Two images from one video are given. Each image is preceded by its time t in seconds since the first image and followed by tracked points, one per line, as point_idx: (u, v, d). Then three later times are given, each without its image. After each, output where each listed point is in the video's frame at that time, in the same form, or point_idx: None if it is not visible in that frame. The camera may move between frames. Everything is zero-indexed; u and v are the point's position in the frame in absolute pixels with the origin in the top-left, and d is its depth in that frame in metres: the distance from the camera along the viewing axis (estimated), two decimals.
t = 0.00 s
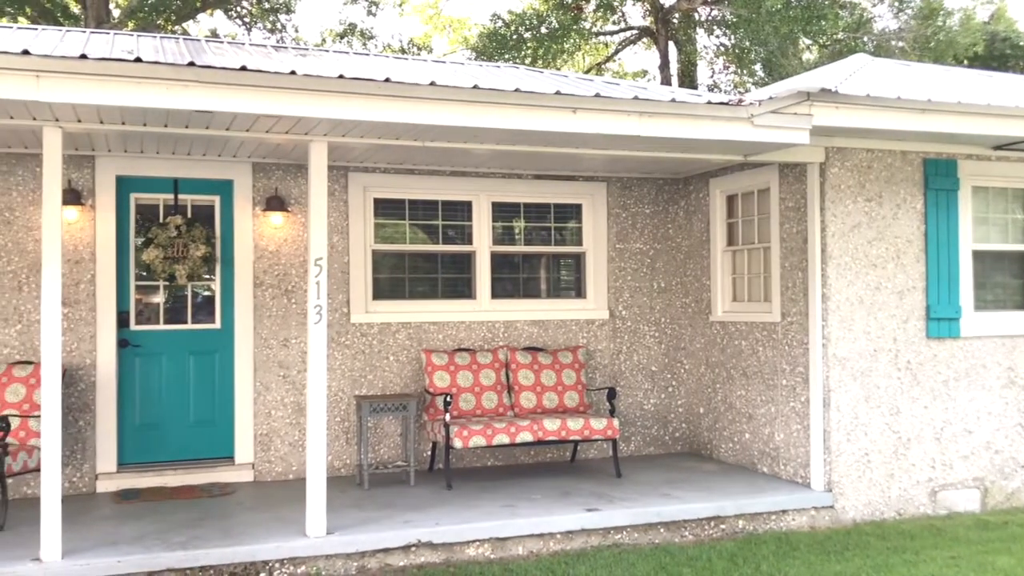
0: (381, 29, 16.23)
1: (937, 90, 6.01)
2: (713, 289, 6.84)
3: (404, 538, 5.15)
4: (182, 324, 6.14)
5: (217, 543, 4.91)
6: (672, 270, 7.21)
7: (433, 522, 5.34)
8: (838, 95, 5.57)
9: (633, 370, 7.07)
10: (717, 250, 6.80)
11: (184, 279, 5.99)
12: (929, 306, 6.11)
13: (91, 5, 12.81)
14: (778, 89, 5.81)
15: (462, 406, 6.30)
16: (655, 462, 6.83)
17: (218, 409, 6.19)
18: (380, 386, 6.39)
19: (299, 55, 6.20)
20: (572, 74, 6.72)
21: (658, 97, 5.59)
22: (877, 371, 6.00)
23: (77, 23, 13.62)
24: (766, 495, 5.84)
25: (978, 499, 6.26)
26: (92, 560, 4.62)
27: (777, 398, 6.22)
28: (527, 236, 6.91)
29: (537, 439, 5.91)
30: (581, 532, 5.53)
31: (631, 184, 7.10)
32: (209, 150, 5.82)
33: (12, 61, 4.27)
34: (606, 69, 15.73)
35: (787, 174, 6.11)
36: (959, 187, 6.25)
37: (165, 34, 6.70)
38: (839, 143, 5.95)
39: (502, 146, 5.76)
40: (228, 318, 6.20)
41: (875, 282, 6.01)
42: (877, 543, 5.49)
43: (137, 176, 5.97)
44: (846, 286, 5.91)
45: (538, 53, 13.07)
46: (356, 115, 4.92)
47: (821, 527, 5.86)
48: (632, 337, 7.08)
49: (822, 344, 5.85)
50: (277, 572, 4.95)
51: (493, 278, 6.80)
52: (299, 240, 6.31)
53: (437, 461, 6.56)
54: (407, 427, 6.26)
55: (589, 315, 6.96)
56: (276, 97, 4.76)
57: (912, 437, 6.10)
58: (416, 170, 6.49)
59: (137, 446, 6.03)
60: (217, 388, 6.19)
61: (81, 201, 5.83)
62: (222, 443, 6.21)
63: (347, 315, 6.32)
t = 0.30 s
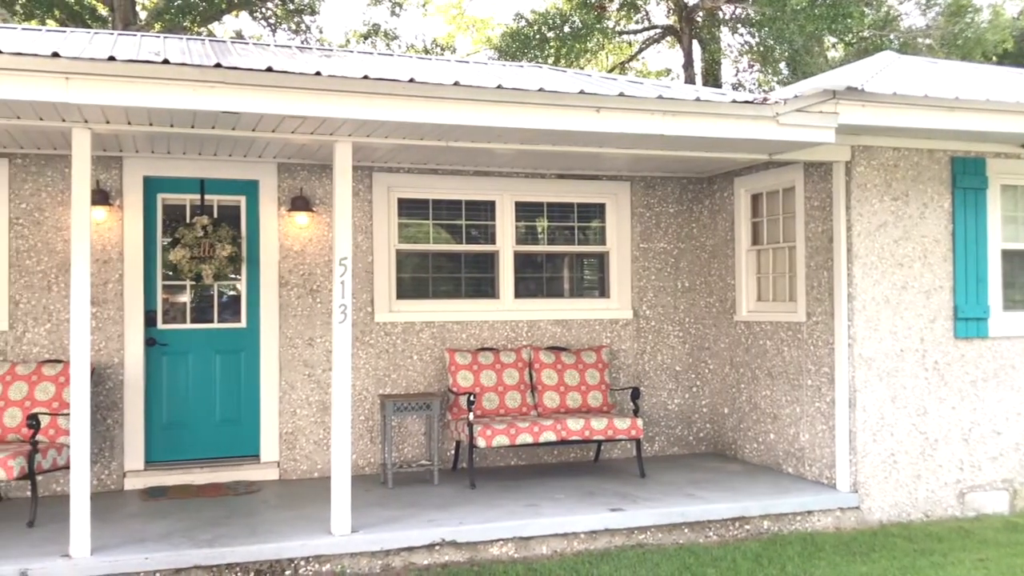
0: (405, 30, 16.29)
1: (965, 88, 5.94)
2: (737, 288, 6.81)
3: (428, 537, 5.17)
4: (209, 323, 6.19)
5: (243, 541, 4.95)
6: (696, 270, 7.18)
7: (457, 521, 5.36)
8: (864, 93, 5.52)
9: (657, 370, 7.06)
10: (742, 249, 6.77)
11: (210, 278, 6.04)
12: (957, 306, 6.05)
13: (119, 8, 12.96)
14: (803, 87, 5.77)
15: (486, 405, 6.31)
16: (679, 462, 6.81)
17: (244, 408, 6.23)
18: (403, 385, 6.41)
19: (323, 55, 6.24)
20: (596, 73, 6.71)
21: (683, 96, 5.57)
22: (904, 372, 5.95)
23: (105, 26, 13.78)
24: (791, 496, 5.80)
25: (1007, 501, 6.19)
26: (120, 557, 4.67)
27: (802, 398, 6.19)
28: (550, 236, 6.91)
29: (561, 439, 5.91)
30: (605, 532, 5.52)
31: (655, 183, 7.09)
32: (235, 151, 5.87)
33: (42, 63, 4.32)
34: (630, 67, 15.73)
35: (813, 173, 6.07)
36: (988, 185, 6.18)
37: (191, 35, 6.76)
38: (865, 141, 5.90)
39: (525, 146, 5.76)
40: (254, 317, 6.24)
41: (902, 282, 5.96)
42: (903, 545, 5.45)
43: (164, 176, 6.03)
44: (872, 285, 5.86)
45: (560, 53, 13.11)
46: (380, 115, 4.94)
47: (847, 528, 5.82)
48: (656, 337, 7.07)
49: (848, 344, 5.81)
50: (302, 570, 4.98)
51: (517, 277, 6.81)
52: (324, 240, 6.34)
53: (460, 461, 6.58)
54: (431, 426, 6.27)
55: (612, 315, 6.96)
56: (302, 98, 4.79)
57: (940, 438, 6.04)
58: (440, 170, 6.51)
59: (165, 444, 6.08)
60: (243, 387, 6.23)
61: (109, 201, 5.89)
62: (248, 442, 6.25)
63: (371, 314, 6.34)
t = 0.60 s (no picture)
0: (427, 30, 16.33)
1: (992, 85, 5.88)
2: (761, 288, 6.77)
3: (451, 535, 5.18)
4: (233, 322, 6.23)
5: (267, 539, 4.98)
6: (720, 269, 7.15)
7: (480, 520, 5.36)
8: (889, 91, 5.48)
9: (680, 370, 7.04)
10: (766, 248, 6.73)
11: (235, 277, 6.09)
12: (984, 306, 5.99)
13: (144, 9, 13.09)
14: (827, 85, 5.73)
15: (508, 404, 6.32)
16: (702, 462, 6.79)
17: (268, 407, 6.27)
18: (426, 384, 6.43)
19: (346, 55, 6.26)
20: (618, 72, 6.69)
21: (706, 94, 5.55)
22: (930, 372, 5.90)
23: (130, 28, 13.91)
24: (815, 497, 5.77)
25: None
26: (146, 554, 4.71)
27: (826, 398, 6.15)
28: (572, 235, 6.91)
29: (583, 438, 5.91)
30: (628, 532, 5.51)
31: (678, 182, 7.06)
32: (260, 151, 5.91)
33: (69, 65, 4.37)
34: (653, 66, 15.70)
35: (838, 172, 6.03)
36: (1016, 184, 6.11)
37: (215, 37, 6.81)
38: (890, 140, 5.85)
39: (548, 145, 5.76)
40: (278, 316, 6.28)
41: (928, 281, 5.91)
42: (930, 547, 5.40)
43: (190, 177, 6.08)
44: (898, 285, 5.82)
45: (582, 52, 13.02)
46: (403, 115, 4.95)
47: (872, 530, 5.77)
48: (679, 336, 7.05)
49: (873, 344, 5.77)
50: (326, 567, 5.01)
51: (539, 277, 6.81)
52: (347, 240, 6.38)
53: (483, 460, 6.59)
54: (453, 425, 6.29)
55: (635, 315, 6.95)
56: (326, 98, 4.81)
57: (967, 439, 5.99)
58: (462, 169, 6.52)
59: (190, 442, 6.13)
60: (268, 385, 6.27)
61: (135, 201, 5.94)
62: (272, 440, 6.29)
63: (394, 313, 6.37)
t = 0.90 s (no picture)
0: (448, 29, 16.35)
1: (1019, 82, 5.83)
2: (783, 287, 6.73)
3: (472, 534, 5.19)
4: (256, 321, 6.27)
5: (289, 536, 5.01)
6: (742, 268, 7.12)
7: (501, 519, 5.37)
8: (913, 88, 5.44)
9: (702, 369, 7.02)
10: (789, 247, 6.69)
11: (257, 276, 6.13)
12: (1010, 305, 5.94)
13: (168, 10, 13.21)
14: (850, 84, 5.70)
15: (529, 403, 6.33)
16: (724, 462, 6.77)
17: (290, 405, 6.31)
18: (447, 383, 6.45)
19: (368, 55, 6.29)
20: (639, 71, 6.67)
21: (729, 92, 5.53)
22: (955, 372, 5.85)
23: (154, 30, 14.03)
24: (839, 497, 5.73)
25: None
26: (170, 551, 4.75)
27: (850, 398, 6.11)
28: (593, 234, 6.90)
29: (604, 438, 5.90)
30: (649, 531, 5.50)
31: (700, 180, 7.04)
32: (282, 151, 5.94)
33: (95, 65, 4.41)
34: (675, 64, 15.65)
35: (861, 170, 5.99)
36: None
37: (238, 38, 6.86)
38: (914, 138, 5.81)
39: (570, 144, 5.75)
40: (300, 315, 6.32)
41: (953, 280, 5.86)
42: (955, 548, 5.35)
43: (213, 176, 6.12)
44: (922, 284, 5.77)
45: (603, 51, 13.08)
46: (424, 114, 4.97)
47: (896, 531, 5.73)
48: (701, 335, 7.03)
49: (897, 343, 5.72)
50: (348, 564, 5.03)
51: (560, 276, 6.80)
52: (369, 239, 6.40)
53: (504, 459, 6.60)
54: (474, 424, 6.30)
55: (656, 314, 6.93)
56: (348, 98, 4.83)
57: (993, 440, 5.93)
58: (483, 169, 6.54)
59: (213, 440, 6.17)
60: (290, 384, 6.31)
61: (159, 201, 6.00)
62: (295, 439, 6.33)
63: (415, 312, 6.39)
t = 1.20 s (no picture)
0: (468, 28, 16.36)
1: None
2: (805, 286, 6.69)
3: (492, 532, 5.19)
4: (277, 319, 6.31)
5: (310, 533, 5.03)
6: (763, 267, 7.09)
7: (521, 517, 5.37)
8: (937, 85, 5.39)
9: (723, 368, 7.00)
10: (810, 245, 6.64)
11: (279, 275, 6.16)
12: None
13: (190, 10, 13.31)
14: (873, 81, 5.66)
15: (549, 402, 6.33)
16: (744, 462, 6.74)
17: (311, 403, 6.34)
18: (467, 381, 6.46)
19: (388, 54, 6.30)
20: (660, 68, 6.65)
21: (750, 90, 5.50)
22: (979, 371, 5.80)
23: (175, 30, 14.12)
24: (861, 497, 5.70)
25: None
26: (192, 548, 4.78)
27: (872, 397, 6.07)
28: (613, 233, 6.89)
29: (624, 436, 5.89)
30: (669, 530, 5.49)
31: (721, 178, 7.01)
32: (303, 150, 5.97)
33: (118, 65, 4.45)
34: (696, 62, 15.59)
35: (883, 168, 5.94)
36: None
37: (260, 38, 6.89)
38: (938, 135, 5.76)
39: (589, 142, 5.75)
40: (320, 313, 6.35)
41: (977, 279, 5.81)
42: (979, 549, 5.30)
43: (235, 175, 6.16)
44: (946, 282, 5.72)
45: (623, 49, 12.96)
46: (445, 113, 4.97)
47: (918, 531, 5.69)
48: (722, 334, 7.00)
49: (920, 342, 5.68)
50: (368, 562, 5.05)
51: (579, 275, 6.79)
52: (389, 237, 6.42)
53: (524, 457, 6.60)
54: (494, 423, 6.31)
55: (676, 312, 6.92)
56: (368, 96, 4.85)
57: (1018, 440, 5.88)
58: (503, 167, 6.55)
59: (235, 438, 6.21)
60: (311, 382, 6.34)
61: (182, 200, 6.04)
62: (316, 436, 6.36)
63: (435, 310, 6.41)
